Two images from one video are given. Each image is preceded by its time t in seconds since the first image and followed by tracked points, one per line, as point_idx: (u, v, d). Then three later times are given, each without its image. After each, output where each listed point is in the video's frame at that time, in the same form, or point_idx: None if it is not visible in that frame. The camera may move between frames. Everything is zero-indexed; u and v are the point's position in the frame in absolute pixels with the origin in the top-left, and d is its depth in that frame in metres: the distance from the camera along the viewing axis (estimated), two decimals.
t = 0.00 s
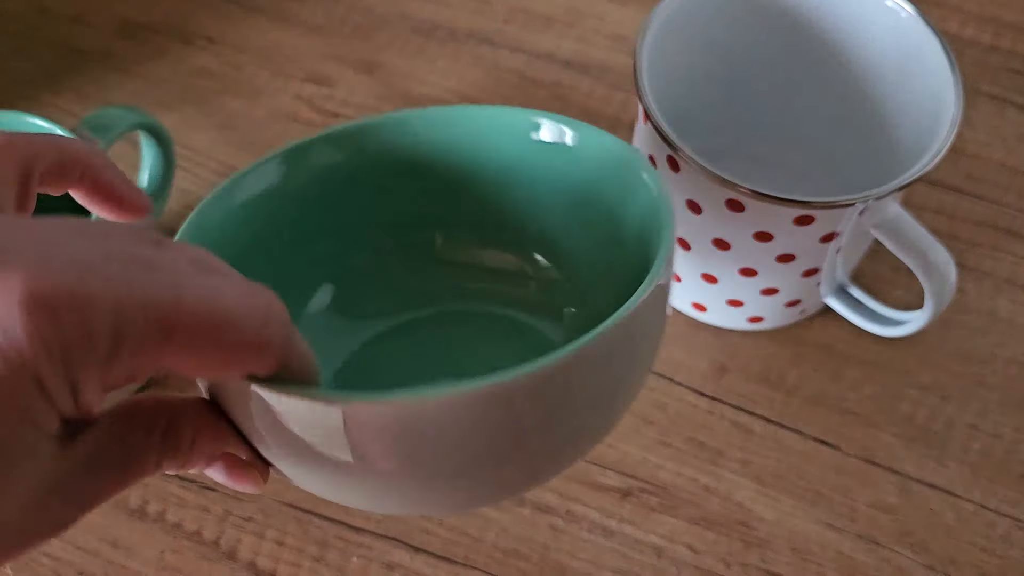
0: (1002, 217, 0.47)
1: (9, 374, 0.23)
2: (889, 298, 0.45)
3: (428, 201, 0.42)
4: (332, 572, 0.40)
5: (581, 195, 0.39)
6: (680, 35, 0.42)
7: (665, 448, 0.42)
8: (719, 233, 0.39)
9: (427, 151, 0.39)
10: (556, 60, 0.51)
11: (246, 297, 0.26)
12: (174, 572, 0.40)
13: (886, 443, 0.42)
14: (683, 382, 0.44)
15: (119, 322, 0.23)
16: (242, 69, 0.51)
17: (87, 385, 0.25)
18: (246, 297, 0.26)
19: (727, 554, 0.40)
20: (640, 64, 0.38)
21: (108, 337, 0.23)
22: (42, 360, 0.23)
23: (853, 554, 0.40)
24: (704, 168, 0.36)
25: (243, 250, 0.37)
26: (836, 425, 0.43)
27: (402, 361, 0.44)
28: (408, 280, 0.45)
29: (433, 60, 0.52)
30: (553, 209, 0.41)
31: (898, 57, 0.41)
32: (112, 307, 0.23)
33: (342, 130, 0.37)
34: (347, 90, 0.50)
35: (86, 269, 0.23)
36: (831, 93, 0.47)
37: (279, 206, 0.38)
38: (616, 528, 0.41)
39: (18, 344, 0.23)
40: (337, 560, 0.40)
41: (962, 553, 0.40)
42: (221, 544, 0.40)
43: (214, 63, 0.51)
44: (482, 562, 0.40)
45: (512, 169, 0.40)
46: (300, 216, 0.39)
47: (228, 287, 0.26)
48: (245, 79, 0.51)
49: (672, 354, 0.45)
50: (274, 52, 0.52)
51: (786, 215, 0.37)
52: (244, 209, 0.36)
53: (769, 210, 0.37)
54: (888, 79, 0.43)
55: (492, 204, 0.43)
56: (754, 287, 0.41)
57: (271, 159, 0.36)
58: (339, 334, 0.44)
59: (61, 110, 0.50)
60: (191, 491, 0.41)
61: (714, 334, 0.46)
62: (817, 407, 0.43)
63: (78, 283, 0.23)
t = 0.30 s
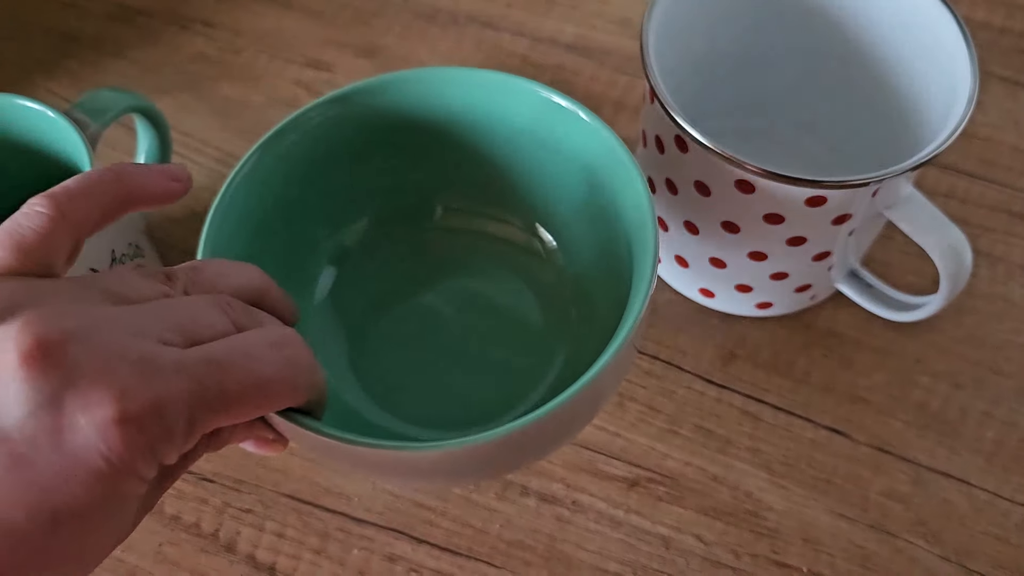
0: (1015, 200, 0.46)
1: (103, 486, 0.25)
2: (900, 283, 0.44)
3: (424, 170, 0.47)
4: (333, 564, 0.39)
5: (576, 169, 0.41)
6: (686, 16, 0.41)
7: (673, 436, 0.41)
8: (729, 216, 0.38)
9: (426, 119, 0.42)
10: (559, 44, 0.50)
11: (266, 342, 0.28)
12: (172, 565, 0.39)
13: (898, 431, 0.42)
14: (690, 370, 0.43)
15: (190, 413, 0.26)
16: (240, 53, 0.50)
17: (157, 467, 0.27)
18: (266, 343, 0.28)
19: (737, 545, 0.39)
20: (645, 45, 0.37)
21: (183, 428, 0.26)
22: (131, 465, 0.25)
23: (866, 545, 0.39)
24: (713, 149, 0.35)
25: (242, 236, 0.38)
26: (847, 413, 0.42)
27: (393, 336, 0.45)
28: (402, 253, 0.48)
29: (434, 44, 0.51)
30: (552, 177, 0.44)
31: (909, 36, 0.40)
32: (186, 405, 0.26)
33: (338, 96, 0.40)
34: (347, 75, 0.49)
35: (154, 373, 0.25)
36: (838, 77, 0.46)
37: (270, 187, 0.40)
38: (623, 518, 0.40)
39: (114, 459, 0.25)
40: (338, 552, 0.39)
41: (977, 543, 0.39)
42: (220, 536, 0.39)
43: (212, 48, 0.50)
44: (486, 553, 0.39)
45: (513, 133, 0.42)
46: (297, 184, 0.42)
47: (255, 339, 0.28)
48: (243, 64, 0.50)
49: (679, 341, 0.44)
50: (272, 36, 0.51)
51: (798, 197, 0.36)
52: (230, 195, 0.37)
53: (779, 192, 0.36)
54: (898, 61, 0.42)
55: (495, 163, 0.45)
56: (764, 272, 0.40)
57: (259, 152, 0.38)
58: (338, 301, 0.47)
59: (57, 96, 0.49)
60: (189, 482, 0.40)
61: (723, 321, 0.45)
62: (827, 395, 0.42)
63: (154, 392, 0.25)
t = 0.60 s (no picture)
0: (1015, 193, 0.46)
1: (127, 445, 0.27)
2: (899, 277, 0.44)
3: (425, 165, 0.46)
4: (325, 564, 0.38)
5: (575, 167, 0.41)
6: (681, 8, 0.40)
7: (670, 433, 0.41)
8: (724, 210, 0.38)
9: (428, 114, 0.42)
10: (553, 37, 0.50)
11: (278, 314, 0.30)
12: (161, 566, 0.38)
13: (898, 427, 0.41)
14: (687, 366, 0.43)
15: (207, 380, 0.28)
16: (230, 48, 0.50)
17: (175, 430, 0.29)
18: (275, 315, 0.30)
19: (735, 543, 0.39)
20: (638, 38, 0.37)
21: (199, 393, 0.28)
22: (154, 428, 0.27)
23: (865, 543, 0.38)
24: (707, 143, 0.35)
25: (246, 233, 0.37)
26: (846, 409, 0.41)
27: (394, 327, 0.45)
28: (402, 246, 0.47)
29: (427, 38, 0.50)
30: (551, 172, 0.43)
31: (907, 28, 0.40)
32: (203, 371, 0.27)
33: (347, 89, 0.39)
34: (339, 69, 0.49)
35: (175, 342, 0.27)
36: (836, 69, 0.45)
37: (273, 178, 0.39)
38: (620, 517, 0.39)
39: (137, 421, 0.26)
40: (330, 552, 0.38)
41: (978, 541, 0.38)
42: (210, 537, 0.39)
43: (203, 43, 0.50)
44: (481, 553, 0.39)
45: (515, 129, 0.42)
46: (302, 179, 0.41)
47: (269, 313, 0.30)
48: (233, 59, 0.49)
49: (676, 337, 0.44)
50: (263, 31, 0.50)
51: (795, 190, 0.35)
52: (234, 200, 0.36)
53: (775, 186, 0.35)
54: (896, 52, 0.41)
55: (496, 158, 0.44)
56: (761, 266, 0.40)
57: (265, 147, 0.37)
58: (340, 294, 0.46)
59: (45, 92, 0.48)
60: (179, 482, 0.40)
61: (720, 317, 0.44)
62: (826, 391, 0.42)
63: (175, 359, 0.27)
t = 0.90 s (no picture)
0: (1020, 192, 0.45)
1: (127, 418, 0.28)
2: (903, 278, 0.43)
3: (425, 167, 0.45)
4: None
5: (579, 169, 0.40)
6: (680, 6, 0.40)
7: (671, 439, 0.40)
8: (724, 213, 0.37)
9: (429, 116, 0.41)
10: (550, 36, 0.49)
11: (273, 293, 0.31)
12: None
13: (902, 431, 0.40)
14: (688, 370, 0.42)
15: (205, 353, 0.29)
16: (223, 50, 0.49)
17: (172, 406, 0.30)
18: (272, 292, 0.31)
19: (737, 551, 0.38)
20: (638, 39, 0.36)
21: (198, 367, 0.29)
22: (153, 401, 0.28)
23: (870, 550, 0.38)
24: (707, 145, 0.34)
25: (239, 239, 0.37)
26: (850, 413, 0.41)
27: (397, 326, 0.44)
28: (402, 246, 0.47)
29: (422, 38, 0.49)
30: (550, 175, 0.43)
31: (912, 26, 0.39)
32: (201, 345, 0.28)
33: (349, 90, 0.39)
34: (334, 71, 0.48)
35: (174, 316, 0.28)
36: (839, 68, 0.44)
37: (272, 183, 0.38)
38: (620, 525, 0.38)
39: (137, 393, 0.27)
40: (326, 562, 0.38)
41: (984, 547, 0.38)
42: (204, 548, 0.38)
43: (195, 45, 0.49)
44: (478, 563, 0.38)
45: (518, 131, 0.41)
46: (303, 180, 0.41)
47: (267, 291, 0.31)
48: (226, 61, 0.49)
49: (676, 341, 0.43)
50: (256, 32, 0.49)
51: (796, 193, 0.34)
52: (234, 206, 0.36)
53: (776, 188, 0.34)
54: (900, 50, 0.40)
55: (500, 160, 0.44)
56: (762, 270, 0.39)
57: (267, 151, 0.37)
58: (342, 293, 0.45)
59: (35, 95, 0.48)
60: (172, 492, 0.39)
61: (721, 320, 0.43)
62: (829, 395, 0.41)
63: (175, 333, 0.28)
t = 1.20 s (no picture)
0: (1015, 196, 0.45)
1: (124, 404, 0.28)
2: (897, 284, 0.43)
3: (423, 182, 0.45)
4: None
5: (577, 185, 0.39)
6: (672, 11, 0.39)
7: (665, 447, 0.40)
8: (717, 220, 0.37)
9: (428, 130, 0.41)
10: (543, 41, 0.49)
11: (269, 289, 0.31)
12: None
13: (897, 437, 0.40)
14: (681, 377, 0.42)
15: (201, 343, 0.29)
16: (215, 55, 0.49)
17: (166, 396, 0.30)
18: (267, 287, 0.31)
19: (731, 559, 0.38)
20: (629, 47, 0.36)
21: (193, 356, 0.29)
22: (150, 386, 0.28)
23: (865, 557, 0.38)
24: (698, 153, 0.34)
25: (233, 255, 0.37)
26: (845, 419, 0.41)
27: (393, 337, 0.44)
28: (403, 256, 0.46)
29: (415, 43, 0.49)
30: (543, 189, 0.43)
31: (905, 30, 0.39)
32: (198, 336, 0.29)
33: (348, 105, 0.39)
34: (326, 76, 0.48)
35: (174, 305, 0.29)
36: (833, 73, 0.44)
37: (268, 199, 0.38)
38: (613, 533, 0.38)
39: (134, 378, 0.28)
40: (319, 572, 0.38)
41: (979, 554, 0.38)
42: (197, 558, 0.38)
43: (187, 50, 0.49)
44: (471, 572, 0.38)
45: (518, 146, 0.41)
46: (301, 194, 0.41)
47: (261, 285, 0.31)
48: (218, 66, 0.48)
49: (670, 347, 0.43)
50: (248, 37, 0.49)
51: (789, 200, 0.34)
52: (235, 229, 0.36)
53: (768, 196, 0.34)
54: (894, 54, 0.40)
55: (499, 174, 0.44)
56: (755, 276, 0.39)
57: (269, 163, 0.37)
58: (342, 305, 0.45)
59: (26, 102, 0.47)
60: (164, 502, 0.39)
61: (715, 326, 0.43)
62: (823, 401, 0.41)
63: (172, 320, 0.28)
